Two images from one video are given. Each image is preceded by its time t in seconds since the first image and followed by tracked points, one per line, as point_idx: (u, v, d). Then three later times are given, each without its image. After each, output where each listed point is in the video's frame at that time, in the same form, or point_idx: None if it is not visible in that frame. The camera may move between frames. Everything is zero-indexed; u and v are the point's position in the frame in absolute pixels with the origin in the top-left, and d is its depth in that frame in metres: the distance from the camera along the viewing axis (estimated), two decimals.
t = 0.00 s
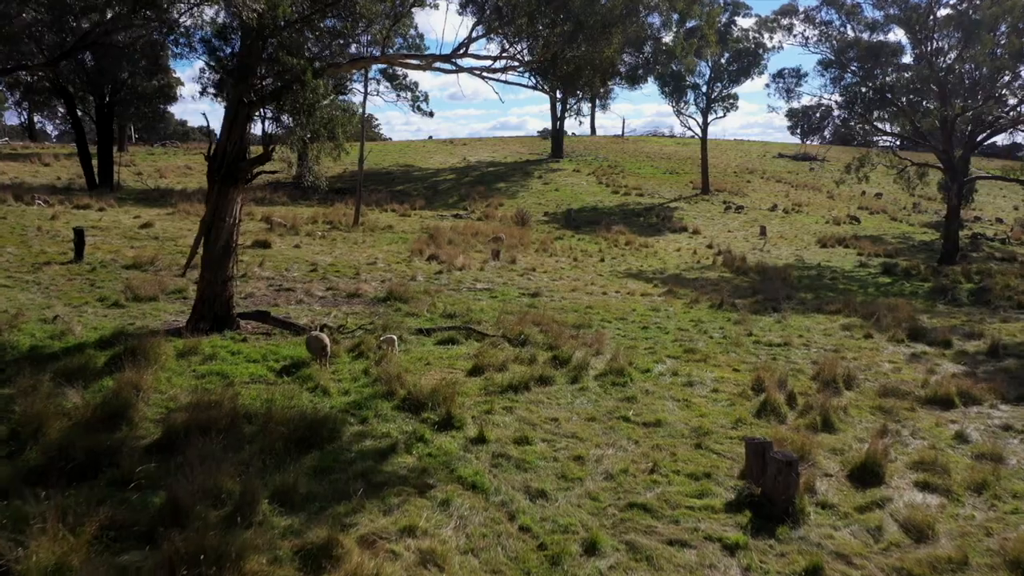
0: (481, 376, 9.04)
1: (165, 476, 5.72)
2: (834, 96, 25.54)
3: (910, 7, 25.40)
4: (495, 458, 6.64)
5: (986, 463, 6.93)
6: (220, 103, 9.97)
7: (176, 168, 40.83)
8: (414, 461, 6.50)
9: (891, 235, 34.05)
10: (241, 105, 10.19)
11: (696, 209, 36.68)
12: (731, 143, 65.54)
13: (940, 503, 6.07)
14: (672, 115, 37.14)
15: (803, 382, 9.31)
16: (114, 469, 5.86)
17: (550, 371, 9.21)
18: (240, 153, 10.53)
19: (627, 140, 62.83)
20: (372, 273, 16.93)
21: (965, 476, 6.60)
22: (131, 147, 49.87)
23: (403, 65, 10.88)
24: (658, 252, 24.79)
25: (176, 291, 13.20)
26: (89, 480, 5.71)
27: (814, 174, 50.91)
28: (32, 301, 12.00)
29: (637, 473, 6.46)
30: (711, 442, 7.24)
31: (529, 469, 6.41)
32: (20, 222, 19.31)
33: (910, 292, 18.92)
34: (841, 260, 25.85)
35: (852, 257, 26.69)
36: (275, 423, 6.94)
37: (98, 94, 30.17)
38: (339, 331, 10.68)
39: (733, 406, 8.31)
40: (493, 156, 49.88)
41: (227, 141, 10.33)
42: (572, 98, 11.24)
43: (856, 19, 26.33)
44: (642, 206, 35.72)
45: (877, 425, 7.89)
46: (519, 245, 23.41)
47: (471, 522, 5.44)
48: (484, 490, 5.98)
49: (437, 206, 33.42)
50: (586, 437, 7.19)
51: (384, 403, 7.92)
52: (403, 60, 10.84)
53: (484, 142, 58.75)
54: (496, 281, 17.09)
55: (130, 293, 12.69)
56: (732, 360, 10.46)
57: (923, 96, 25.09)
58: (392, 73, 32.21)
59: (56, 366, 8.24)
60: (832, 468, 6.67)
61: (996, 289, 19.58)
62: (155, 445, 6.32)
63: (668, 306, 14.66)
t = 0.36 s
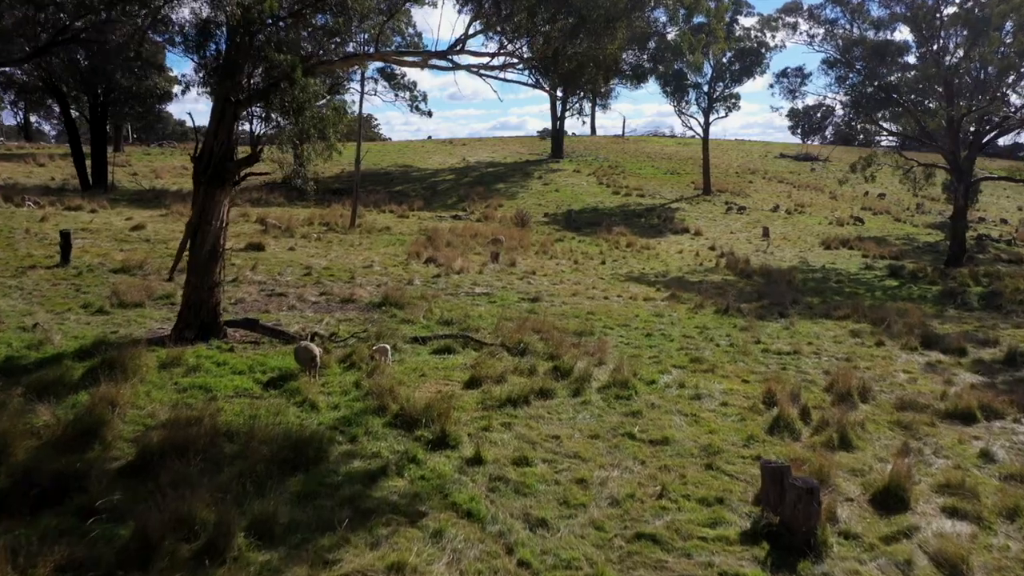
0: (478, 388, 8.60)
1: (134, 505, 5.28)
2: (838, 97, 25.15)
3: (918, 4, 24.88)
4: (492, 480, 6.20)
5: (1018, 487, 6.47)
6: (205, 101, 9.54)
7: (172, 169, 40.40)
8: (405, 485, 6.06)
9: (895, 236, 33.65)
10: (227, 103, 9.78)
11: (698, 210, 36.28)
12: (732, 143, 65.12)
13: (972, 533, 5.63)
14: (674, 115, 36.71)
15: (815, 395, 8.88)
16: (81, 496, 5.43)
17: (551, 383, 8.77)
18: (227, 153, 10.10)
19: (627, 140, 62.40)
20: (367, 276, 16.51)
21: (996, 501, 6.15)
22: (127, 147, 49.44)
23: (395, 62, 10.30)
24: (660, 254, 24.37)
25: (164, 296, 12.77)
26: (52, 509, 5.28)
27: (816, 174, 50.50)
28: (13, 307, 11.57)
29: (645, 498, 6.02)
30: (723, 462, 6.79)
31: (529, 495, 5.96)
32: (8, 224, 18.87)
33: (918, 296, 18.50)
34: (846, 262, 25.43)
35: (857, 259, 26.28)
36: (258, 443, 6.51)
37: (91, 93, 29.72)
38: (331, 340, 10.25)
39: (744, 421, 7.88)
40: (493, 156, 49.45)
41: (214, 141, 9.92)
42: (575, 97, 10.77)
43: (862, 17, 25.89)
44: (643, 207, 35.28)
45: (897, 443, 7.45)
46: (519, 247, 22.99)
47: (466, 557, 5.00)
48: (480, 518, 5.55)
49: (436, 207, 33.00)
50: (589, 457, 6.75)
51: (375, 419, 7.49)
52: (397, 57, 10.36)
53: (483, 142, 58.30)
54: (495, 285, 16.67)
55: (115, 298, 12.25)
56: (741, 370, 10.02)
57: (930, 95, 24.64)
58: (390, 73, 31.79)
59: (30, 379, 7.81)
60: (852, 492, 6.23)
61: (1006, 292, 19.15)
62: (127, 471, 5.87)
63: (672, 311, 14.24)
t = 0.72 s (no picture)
0: (473, 401, 8.17)
1: (96, 537, 4.85)
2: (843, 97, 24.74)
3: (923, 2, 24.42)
4: (486, 505, 5.77)
5: None
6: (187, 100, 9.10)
7: (168, 169, 39.99)
8: (393, 511, 5.63)
9: (899, 237, 33.23)
10: (212, 102, 9.36)
11: (700, 211, 35.87)
12: (733, 143, 64.69)
13: (1005, 564, 5.20)
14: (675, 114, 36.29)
15: (828, 407, 8.45)
16: (39, 526, 5.00)
17: (550, 395, 8.34)
18: (212, 154, 9.65)
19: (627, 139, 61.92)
20: (362, 279, 16.08)
21: None
22: (123, 147, 49.02)
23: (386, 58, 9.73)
24: (662, 256, 23.96)
25: (149, 302, 12.34)
26: (5, 542, 4.84)
27: (818, 174, 50.07)
28: None
29: (651, 524, 5.59)
30: (733, 483, 6.36)
31: (526, 522, 5.53)
32: None
33: (927, 299, 18.07)
34: (850, 264, 25.02)
35: (862, 261, 25.87)
36: (236, 464, 6.09)
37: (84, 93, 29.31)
38: (321, 347, 9.83)
39: (754, 436, 7.46)
40: (492, 156, 49.02)
41: (198, 141, 9.47)
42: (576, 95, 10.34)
43: (867, 15, 25.46)
44: (644, 207, 34.86)
45: (916, 461, 7.03)
46: (518, 249, 22.57)
47: None
48: (473, 549, 5.12)
49: (434, 208, 32.57)
50: (590, 478, 6.33)
51: (364, 435, 7.06)
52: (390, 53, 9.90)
53: (482, 142, 57.86)
54: (493, 288, 16.25)
55: (99, 304, 11.82)
56: (749, 380, 9.59)
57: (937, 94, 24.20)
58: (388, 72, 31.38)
59: None
60: (873, 517, 5.80)
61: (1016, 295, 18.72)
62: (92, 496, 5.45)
63: (675, 316, 13.82)
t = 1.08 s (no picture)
0: (466, 414, 7.74)
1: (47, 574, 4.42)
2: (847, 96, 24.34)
3: None
4: (478, 533, 5.33)
5: None
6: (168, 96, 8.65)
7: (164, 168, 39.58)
8: (376, 539, 5.19)
9: (903, 238, 32.79)
10: (193, 98, 8.92)
11: (701, 211, 35.46)
12: (734, 143, 64.24)
13: None
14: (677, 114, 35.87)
15: (841, 420, 8.01)
16: None
17: (547, 408, 7.90)
18: (195, 153, 9.20)
19: (627, 139, 61.47)
20: (356, 283, 15.65)
21: None
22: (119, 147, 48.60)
23: (377, 53, 9.28)
24: (663, 258, 23.56)
25: (133, 307, 11.91)
26: None
27: (820, 174, 49.60)
28: None
29: (655, 555, 5.15)
30: (745, 507, 5.91)
31: (521, 553, 5.09)
32: None
33: (935, 303, 17.63)
34: (855, 265, 24.58)
35: (866, 263, 25.45)
36: (209, 488, 5.65)
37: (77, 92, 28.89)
38: (309, 356, 9.40)
39: (764, 453, 7.03)
40: (492, 156, 48.60)
41: (179, 140, 9.03)
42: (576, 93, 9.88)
43: (871, 13, 25.01)
44: (645, 208, 34.46)
45: (938, 481, 6.59)
46: (516, 250, 22.15)
47: None
48: None
49: (432, 208, 32.14)
50: (590, 501, 5.90)
51: (348, 453, 6.63)
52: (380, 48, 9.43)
53: (481, 142, 57.42)
54: (490, 291, 15.84)
55: (80, 309, 11.39)
56: (757, 390, 9.16)
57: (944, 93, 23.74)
58: (385, 71, 31.04)
59: None
60: (896, 545, 5.37)
61: None
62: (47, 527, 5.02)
63: (678, 321, 13.40)
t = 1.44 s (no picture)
0: (458, 430, 7.29)
1: None
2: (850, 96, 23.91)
3: None
4: (468, 567, 4.89)
5: None
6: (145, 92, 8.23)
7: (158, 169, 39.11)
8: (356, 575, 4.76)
9: (907, 239, 32.35)
10: (173, 95, 8.48)
11: (702, 211, 35.01)
12: (735, 143, 63.79)
13: None
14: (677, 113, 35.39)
15: (856, 436, 7.58)
16: None
17: (544, 423, 7.45)
18: (175, 153, 8.76)
19: (627, 139, 60.98)
20: (349, 286, 15.21)
21: None
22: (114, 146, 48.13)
23: (365, 48, 8.86)
24: (664, 259, 23.13)
25: (115, 313, 11.45)
26: None
27: (822, 174, 49.17)
28: None
29: None
30: (757, 535, 5.46)
31: None
32: None
33: (944, 306, 17.20)
34: (860, 267, 24.14)
35: (871, 264, 25.02)
36: (177, 517, 5.21)
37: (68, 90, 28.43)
38: (295, 365, 8.96)
39: (776, 473, 6.59)
40: (491, 156, 48.15)
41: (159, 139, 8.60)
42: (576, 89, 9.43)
43: (875, 10, 24.58)
44: (645, 208, 34.02)
45: (962, 504, 6.15)
46: (515, 252, 21.72)
47: None
48: None
49: (430, 209, 31.70)
50: (590, 529, 5.46)
51: (331, 474, 6.19)
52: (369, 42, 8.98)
53: (480, 141, 56.96)
54: (487, 295, 15.40)
55: (59, 315, 10.94)
56: (765, 401, 8.72)
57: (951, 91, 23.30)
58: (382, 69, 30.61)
59: None
60: None
61: None
62: None
63: (681, 327, 12.96)
